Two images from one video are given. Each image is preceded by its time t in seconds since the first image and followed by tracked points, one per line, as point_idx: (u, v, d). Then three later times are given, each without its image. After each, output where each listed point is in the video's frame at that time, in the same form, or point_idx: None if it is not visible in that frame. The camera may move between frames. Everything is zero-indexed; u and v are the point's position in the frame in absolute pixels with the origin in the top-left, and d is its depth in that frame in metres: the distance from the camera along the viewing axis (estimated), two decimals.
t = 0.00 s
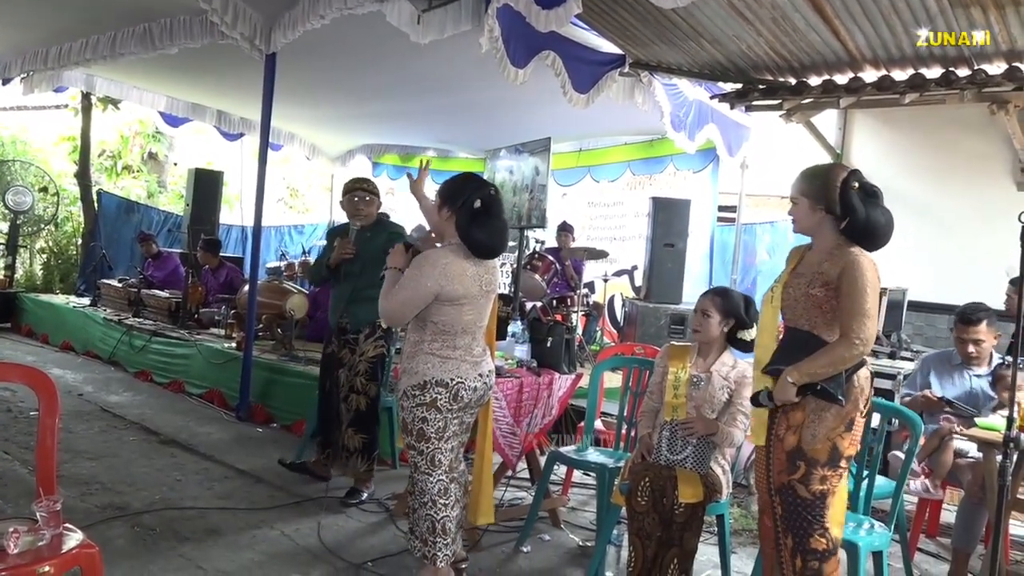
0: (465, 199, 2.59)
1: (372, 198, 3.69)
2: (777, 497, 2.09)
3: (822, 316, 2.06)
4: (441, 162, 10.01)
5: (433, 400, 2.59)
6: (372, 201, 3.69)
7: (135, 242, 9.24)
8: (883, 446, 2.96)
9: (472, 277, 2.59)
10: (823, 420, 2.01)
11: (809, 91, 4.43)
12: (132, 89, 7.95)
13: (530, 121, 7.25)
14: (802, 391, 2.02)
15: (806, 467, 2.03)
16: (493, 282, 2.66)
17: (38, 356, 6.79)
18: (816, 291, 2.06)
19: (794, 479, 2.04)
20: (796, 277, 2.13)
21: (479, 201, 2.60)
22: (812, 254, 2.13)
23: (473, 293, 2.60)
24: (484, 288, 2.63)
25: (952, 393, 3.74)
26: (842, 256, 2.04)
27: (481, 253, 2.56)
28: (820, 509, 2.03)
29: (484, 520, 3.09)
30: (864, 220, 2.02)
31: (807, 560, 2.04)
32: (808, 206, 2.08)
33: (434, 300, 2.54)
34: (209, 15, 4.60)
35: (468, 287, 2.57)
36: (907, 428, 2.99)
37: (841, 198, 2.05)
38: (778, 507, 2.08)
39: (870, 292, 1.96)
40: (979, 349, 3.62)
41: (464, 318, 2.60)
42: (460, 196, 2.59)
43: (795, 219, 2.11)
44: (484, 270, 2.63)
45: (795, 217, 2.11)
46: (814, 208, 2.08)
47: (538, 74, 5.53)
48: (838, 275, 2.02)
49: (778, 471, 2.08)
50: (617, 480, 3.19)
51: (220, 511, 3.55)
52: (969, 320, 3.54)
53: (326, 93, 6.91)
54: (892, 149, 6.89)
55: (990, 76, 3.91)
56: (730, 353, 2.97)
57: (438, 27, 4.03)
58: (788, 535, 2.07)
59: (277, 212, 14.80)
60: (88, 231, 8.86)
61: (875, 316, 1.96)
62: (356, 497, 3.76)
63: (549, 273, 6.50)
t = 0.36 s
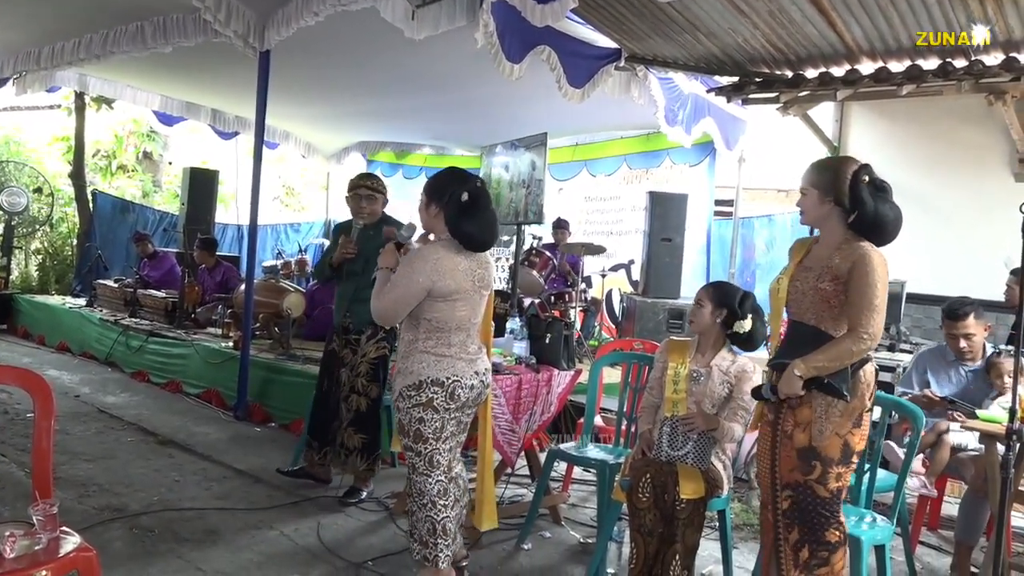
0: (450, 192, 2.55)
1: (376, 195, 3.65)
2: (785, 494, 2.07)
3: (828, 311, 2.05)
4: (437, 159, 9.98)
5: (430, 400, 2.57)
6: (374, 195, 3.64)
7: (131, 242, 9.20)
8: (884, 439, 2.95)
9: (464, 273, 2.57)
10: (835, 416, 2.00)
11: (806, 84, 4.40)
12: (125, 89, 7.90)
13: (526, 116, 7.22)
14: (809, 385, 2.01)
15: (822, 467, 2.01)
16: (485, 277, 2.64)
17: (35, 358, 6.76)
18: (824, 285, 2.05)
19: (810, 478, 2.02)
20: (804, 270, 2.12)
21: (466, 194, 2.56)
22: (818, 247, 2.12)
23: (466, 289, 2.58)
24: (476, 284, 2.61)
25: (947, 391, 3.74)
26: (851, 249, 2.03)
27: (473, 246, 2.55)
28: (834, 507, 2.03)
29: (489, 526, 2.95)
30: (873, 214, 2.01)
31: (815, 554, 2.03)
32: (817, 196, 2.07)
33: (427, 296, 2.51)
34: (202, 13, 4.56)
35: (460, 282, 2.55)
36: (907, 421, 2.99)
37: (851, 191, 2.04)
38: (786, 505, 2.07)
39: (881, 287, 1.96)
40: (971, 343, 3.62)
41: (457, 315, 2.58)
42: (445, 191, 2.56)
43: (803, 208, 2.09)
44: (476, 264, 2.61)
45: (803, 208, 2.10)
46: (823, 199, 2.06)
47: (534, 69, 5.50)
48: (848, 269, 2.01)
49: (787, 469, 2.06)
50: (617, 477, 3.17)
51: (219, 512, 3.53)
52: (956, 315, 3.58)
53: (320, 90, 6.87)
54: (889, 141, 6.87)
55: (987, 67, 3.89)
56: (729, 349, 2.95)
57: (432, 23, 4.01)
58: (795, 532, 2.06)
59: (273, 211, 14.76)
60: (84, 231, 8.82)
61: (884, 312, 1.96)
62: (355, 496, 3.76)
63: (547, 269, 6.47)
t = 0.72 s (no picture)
0: (422, 178, 2.59)
1: (369, 189, 3.66)
2: (800, 491, 2.09)
3: (845, 311, 2.08)
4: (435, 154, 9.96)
5: (435, 395, 2.56)
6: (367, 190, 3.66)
7: (129, 238, 9.17)
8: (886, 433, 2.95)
9: (458, 262, 2.58)
10: (858, 417, 2.03)
11: (807, 77, 4.34)
12: (123, 84, 7.87)
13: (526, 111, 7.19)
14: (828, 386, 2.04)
15: (844, 465, 2.05)
16: (479, 265, 2.65)
17: (34, 355, 6.74)
18: (841, 284, 2.07)
19: (831, 476, 2.05)
20: (820, 266, 2.14)
21: (438, 176, 2.61)
22: (834, 244, 2.15)
23: (461, 279, 2.58)
24: (470, 274, 2.62)
25: (952, 384, 3.72)
26: (868, 246, 2.05)
27: (461, 225, 2.61)
28: (854, 505, 2.07)
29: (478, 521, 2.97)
30: (893, 209, 2.04)
31: (827, 550, 2.07)
32: (837, 190, 2.09)
33: (426, 290, 2.52)
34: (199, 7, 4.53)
35: (454, 273, 2.56)
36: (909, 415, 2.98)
37: (873, 187, 2.07)
38: (799, 502, 2.09)
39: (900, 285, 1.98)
40: (975, 339, 3.61)
41: (456, 306, 2.58)
42: (418, 177, 2.59)
43: (822, 201, 2.12)
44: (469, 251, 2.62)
45: (822, 199, 2.12)
46: (842, 191, 2.08)
47: (533, 62, 5.47)
48: (866, 268, 2.03)
49: (803, 466, 2.09)
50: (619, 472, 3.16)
51: (220, 508, 3.52)
52: (958, 310, 3.56)
53: (317, 85, 6.82)
54: (891, 134, 6.84)
55: (990, 59, 3.85)
56: (731, 344, 2.94)
57: (431, 17, 3.98)
58: (807, 527, 2.09)
59: (271, 206, 14.73)
60: (82, 228, 8.79)
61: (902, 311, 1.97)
62: (355, 492, 3.76)
63: (547, 264, 6.44)
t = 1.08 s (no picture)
0: (394, 166, 2.60)
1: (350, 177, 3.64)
2: (807, 478, 2.09)
3: (844, 297, 2.07)
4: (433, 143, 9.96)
5: (427, 381, 2.56)
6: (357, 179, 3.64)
7: (128, 231, 9.15)
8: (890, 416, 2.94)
9: (440, 246, 2.59)
10: (863, 403, 2.03)
11: (807, 61, 4.31)
12: (119, 77, 7.83)
13: (524, 98, 7.16)
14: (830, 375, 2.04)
15: (850, 452, 2.04)
16: (460, 248, 2.66)
17: (34, 349, 6.73)
18: (839, 270, 2.06)
19: (837, 464, 2.05)
20: (819, 254, 2.13)
21: (408, 164, 2.62)
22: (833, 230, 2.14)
23: (445, 264, 2.59)
24: (452, 259, 2.62)
25: (960, 366, 3.71)
26: (863, 229, 2.03)
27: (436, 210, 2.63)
28: (860, 492, 2.06)
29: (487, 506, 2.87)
30: (888, 195, 2.02)
31: (830, 539, 2.08)
32: (831, 176, 2.09)
33: (413, 278, 2.53)
34: None
35: (437, 258, 2.56)
36: (914, 399, 2.97)
37: (868, 172, 2.05)
38: (806, 490, 2.09)
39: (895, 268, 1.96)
40: (984, 322, 3.60)
41: (439, 292, 2.58)
42: (387, 167, 2.61)
43: (818, 188, 2.11)
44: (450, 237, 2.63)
45: (819, 187, 2.12)
46: (838, 178, 2.08)
47: (530, 50, 5.44)
48: (860, 253, 2.01)
49: (811, 452, 2.09)
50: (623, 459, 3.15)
51: (224, 500, 3.52)
52: (967, 293, 3.57)
53: (314, 75, 6.78)
54: (891, 117, 6.81)
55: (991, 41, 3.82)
56: (734, 329, 2.93)
57: (427, 5, 3.93)
58: (813, 517, 2.09)
59: (270, 197, 14.70)
60: (80, 221, 8.77)
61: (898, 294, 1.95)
62: (359, 482, 3.77)
63: (548, 252, 6.42)
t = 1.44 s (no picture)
0: (363, 148, 2.69)
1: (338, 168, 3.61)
2: (805, 452, 2.11)
3: (838, 302, 2.08)
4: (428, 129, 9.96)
5: (386, 358, 2.65)
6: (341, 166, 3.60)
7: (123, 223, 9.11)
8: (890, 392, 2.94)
9: (398, 226, 2.69)
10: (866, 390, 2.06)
11: (801, 38, 4.27)
12: (110, 67, 7.77)
13: (518, 82, 7.12)
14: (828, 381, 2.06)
15: (853, 428, 2.06)
16: (419, 230, 2.75)
17: (33, 342, 6.72)
18: (834, 277, 2.06)
19: (838, 438, 2.06)
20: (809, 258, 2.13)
21: (378, 147, 2.70)
22: (819, 228, 2.13)
23: (402, 242, 2.69)
24: (411, 239, 2.72)
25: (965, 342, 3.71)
26: (853, 230, 2.03)
27: (398, 195, 2.70)
28: (857, 469, 2.08)
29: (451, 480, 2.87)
30: (877, 193, 2.01)
31: (823, 513, 2.10)
32: (817, 175, 2.08)
33: (368, 253, 2.63)
34: None
35: (394, 235, 2.67)
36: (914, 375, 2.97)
37: (854, 170, 2.04)
38: (804, 463, 2.11)
39: (887, 272, 1.96)
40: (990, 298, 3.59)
41: (394, 270, 2.67)
42: (357, 149, 2.70)
43: (804, 188, 2.11)
44: (409, 220, 2.73)
45: (804, 185, 2.11)
46: (824, 175, 2.08)
47: (523, 32, 5.40)
48: (851, 258, 2.02)
49: (813, 427, 2.10)
50: (623, 441, 3.16)
51: (225, 489, 3.52)
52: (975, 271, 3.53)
53: (306, 62, 6.73)
54: (887, 94, 6.79)
55: (986, 15, 3.80)
56: (732, 309, 2.93)
57: None
58: (807, 490, 2.12)
59: (265, 186, 14.66)
60: (75, 214, 8.74)
61: (890, 298, 1.96)
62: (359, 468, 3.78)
63: (544, 236, 6.41)
